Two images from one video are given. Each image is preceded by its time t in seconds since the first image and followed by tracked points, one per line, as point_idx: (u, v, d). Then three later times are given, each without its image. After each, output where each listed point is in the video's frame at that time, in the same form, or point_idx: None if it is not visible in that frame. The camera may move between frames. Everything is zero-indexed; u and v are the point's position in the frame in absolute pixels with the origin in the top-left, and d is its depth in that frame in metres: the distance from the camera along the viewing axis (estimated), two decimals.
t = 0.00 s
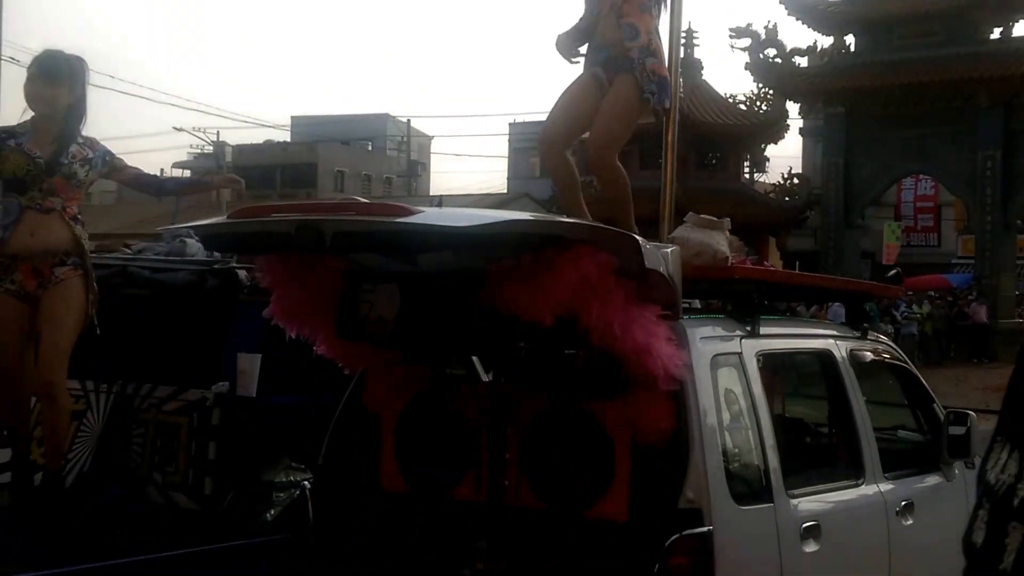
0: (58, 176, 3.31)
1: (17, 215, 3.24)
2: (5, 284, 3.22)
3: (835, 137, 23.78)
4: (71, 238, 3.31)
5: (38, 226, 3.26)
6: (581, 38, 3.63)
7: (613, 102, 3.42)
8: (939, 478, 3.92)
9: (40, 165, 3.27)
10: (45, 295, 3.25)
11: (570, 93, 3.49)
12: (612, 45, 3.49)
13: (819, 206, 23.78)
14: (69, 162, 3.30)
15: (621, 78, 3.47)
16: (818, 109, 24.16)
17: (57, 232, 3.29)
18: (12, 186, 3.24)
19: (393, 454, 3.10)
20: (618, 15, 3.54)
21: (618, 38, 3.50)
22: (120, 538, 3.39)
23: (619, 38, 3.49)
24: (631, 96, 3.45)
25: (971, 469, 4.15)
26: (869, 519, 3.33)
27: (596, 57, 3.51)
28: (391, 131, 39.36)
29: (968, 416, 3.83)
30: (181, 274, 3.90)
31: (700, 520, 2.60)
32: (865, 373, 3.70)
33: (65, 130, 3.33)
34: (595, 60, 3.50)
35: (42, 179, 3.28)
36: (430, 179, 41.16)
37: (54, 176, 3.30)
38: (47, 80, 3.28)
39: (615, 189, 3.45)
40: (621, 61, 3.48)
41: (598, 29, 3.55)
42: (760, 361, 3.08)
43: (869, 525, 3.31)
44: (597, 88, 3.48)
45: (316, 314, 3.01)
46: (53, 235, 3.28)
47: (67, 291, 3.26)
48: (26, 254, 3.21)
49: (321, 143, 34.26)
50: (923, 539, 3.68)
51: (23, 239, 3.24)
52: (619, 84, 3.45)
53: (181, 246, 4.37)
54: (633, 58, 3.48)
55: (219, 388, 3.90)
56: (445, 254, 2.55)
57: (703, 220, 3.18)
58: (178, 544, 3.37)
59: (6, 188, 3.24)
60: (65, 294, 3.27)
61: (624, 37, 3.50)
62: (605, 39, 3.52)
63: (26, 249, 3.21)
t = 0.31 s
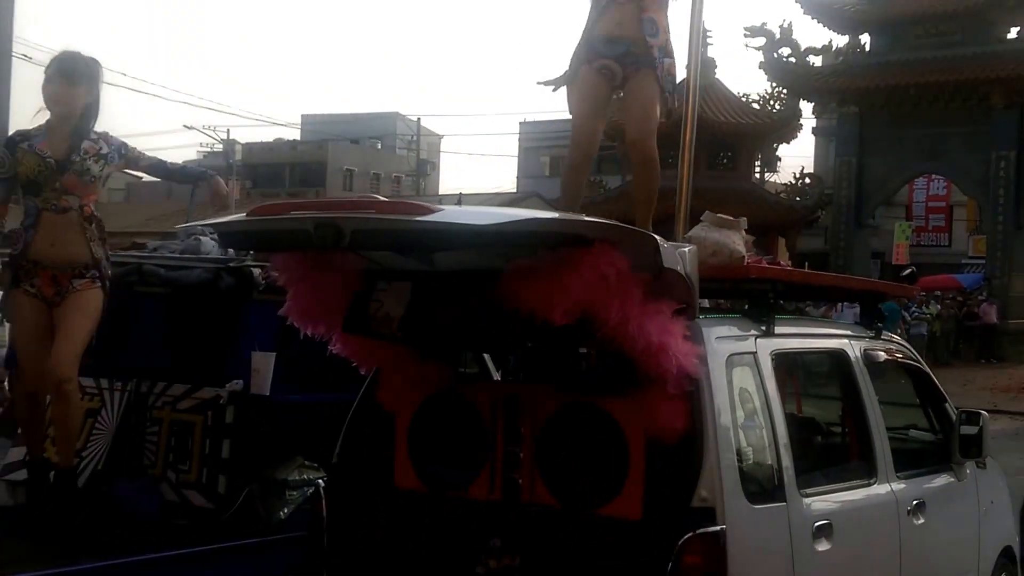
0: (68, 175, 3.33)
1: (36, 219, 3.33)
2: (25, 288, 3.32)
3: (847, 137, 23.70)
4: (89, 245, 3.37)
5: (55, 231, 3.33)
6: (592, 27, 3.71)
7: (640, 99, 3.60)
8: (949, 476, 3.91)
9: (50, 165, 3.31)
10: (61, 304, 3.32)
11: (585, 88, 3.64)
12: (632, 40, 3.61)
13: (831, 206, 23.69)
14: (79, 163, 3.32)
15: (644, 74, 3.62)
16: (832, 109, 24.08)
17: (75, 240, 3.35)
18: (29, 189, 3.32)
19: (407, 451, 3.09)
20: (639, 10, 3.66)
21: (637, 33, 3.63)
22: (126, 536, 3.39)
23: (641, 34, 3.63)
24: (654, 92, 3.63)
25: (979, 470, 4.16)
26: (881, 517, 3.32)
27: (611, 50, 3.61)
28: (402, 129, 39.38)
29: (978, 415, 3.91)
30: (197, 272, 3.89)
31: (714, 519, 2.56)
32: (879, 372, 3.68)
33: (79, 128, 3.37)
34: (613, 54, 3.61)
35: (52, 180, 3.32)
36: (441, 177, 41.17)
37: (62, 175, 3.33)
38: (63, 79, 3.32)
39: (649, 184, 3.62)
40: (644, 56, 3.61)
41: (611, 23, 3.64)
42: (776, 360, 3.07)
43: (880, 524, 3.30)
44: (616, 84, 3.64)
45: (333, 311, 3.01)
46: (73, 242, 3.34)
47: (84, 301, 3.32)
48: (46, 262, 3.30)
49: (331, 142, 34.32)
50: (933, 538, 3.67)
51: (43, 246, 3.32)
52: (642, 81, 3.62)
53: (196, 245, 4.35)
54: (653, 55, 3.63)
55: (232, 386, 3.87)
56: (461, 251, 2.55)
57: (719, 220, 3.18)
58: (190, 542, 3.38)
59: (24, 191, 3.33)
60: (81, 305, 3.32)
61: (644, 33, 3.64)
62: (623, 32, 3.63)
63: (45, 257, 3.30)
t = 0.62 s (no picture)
0: (63, 186, 3.34)
1: (35, 227, 3.37)
2: (43, 298, 3.39)
3: (860, 141, 23.62)
4: (87, 246, 3.36)
5: (53, 238, 3.36)
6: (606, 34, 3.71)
7: (648, 109, 3.60)
8: (962, 482, 3.88)
9: (52, 174, 3.34)
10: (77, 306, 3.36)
11: (593, 95, 3.63)
12: (642, 47, 3.60)
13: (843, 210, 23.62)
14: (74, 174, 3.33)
15: (650, 89, 3.62)
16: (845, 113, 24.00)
17: (71, 245, 3.35)
18: (26, 192, 3.37)
19: (422, 456, 3.09)
20: (651, 17, 3.64)
21: (649, 41, 3.61)
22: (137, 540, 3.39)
23: (650, 41, 3.60)
24: (662, 100, 3.62)
25: (991, 476, 4.13)
26: (893, 523, 3.30)
27: (619, 58, 3.61)
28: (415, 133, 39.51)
29: (991, 422, 3.89)
30: (213, 276, 3.95)
31: (726, 526, 2.54)
32: (892, 379, 3.67)
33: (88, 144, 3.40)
34: (623, 64, 3.61)
35: (49, 189, 3.35)
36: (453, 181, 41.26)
37: (58, 186, 3.35)
38: (81, 88, 3.38)
39: (660, 190, 3.58)
40: (650, 65, 3.60)
41: (624, 31, 3.65)
42: (790, 367, 3.06)
43: (892, 531, 3.28)
44: (621, 93, 3.64)
45: (349, 319, 3.02)
46: (71, 245, 3.35)
47: (95, 301, 3.33)
48: (54, 268, 3.35)
49: (343, 145, 34.49)
50: (945, 544, 3.65)
51: (44, 252, 3.36)
52: (651, 90, 3.62)
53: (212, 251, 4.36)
54: (661, 63, 3.60)
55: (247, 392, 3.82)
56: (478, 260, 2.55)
57: (735, 228, 3.18)
58: (204, 545, 3.37)
59: (29, 195, 3.37)
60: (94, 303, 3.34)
61: (654, 39, 3.62)
62: (635, 41, 3.63)
63: (49, 264, 3.35)
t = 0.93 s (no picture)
0: (86, 194, 3.45)
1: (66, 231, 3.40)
2: (43, 292, 3.45)
3: (871, 146, 23.51)
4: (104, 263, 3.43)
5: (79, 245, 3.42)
6: (606, 48, 3.68)
7: (668, 113, 3.57)
8: (977, 489, 3.84)
9: (75, 185, 3.47)
10: (76, 315, 3.43)
11: (611, 106, 3.62)
12: (645, 55, 3.57)
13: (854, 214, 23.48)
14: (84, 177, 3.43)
15: (670, 84, 3.59)
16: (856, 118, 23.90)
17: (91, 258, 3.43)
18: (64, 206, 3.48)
19: (435, 463, 3.08)
20: (644, 25, 3.60)
21: (647, 48, 3.58)
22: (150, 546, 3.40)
23: (652, 47, 3.57)
24: (680, 97, 3.59)
25: (1008, 484, 4.08)
26: (908, 531, 3.27)
27: (628, 67, 3.58)
28: (426, 137, 39.61)
29: (1008, 429, 3.83)
30: (225, 284, 3.91)
31: (741, 536, 2.53)
32: (906, 385, 3.64)
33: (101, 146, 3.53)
34: (637, 70, 3.57)
35: (73, 199, 3.46)
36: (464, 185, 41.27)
37: (81, 194, 3.46)
38: (71, 100, 3.51)
39: (682, 193, 3.56)
40: (657, 69, 3.57)
41: (624, 42, 3.61)
42: (804, 374, 3.03)
43: (908, 538, 3.25)
44: (642, 100, 3.61)
45: (363, 325, 3.01)
46: (91, 258, 3.42)
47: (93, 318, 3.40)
48: (66, 272, 3.41)
49: (354, 149, 34.62)
50: (963, 551, 3.60)
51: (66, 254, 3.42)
52: (667, 93, 3.59)
53: (224, 256, 4.34)
54: (670, 65, 3.58)
55: (261, 398, 3.83)
56: (494, 266, 2.53)
57: (749, 235, 3.16)
58: (216, 551, 3.37)
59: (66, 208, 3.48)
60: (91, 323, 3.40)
61: (654, 46, 3.58)
62: (635, 48, 3.59)
63: (64, 267, 3.41)
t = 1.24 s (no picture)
0: (88, 204, 3.44)
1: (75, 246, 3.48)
2: (76, 310, 3.45)
3: (883, 151, 23.38)
4: (121, 263, 3.43)
5: (90, 257, 3.45)
6: (614, 47, 3.61)
7: (672, 118, 3.52)
8: (994, 497, 3.79)
9: (76, 193, 3.44)
10: (106, 320, 3.41)
11: (609, 107, 3.55)
12: (657, 59, 3.52)
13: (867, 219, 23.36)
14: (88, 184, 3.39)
15: (670, 90, 3.53)
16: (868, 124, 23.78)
17: (107, 261, 3.43)
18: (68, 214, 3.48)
19: (449, 470, 3.07)
20: (665, 30, 3.57)
21: (669, 55, 3.55)
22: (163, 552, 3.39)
23: (673, 53, 3.55)
24: (688, 104, 3.54)
25: None
26: (924, 539, 3.24)
27: (636, 67, 3.52)
28: (437, 142, 39.68)
29: None
30: (238, 289, 3.92)
31: (757, 543, 2.50)
32: (921, 393, 3.60)
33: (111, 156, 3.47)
34: (643, 73, 3.51)
35: (77, 207, 3.45)
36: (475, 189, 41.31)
37: (84, 204, 3.45)
38: (101, 104, 3.46)
39: (692, 197, 3.49)
40: (668, 76, 3.53)
41: (636, 44, 3.55)
42: (819, 380, 3.00)
43: (925, 547, 3.22)
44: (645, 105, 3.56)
45: (376, 332, 2.99)
46: (106, 263, 3.42)
47: (125, 313, 3.39)
48: (87, 283, 3.42)
49: (365, 154, 34.85)
50: (979, 559, 3.56)
51: (84, 269, 3.45)
52: (668, 97, 3.52)
53: (237, 262, 4.34)
54: (684, 74, 3.56)
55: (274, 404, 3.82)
56: (508, 272, 2.52)
57: (761, 241, 3.14)
58: (227, 558, 3.36)
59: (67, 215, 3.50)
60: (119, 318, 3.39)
61: (673, 51, 3.55)
62: (649, 53, 3.53)
63: (86, 278, 3.43)
